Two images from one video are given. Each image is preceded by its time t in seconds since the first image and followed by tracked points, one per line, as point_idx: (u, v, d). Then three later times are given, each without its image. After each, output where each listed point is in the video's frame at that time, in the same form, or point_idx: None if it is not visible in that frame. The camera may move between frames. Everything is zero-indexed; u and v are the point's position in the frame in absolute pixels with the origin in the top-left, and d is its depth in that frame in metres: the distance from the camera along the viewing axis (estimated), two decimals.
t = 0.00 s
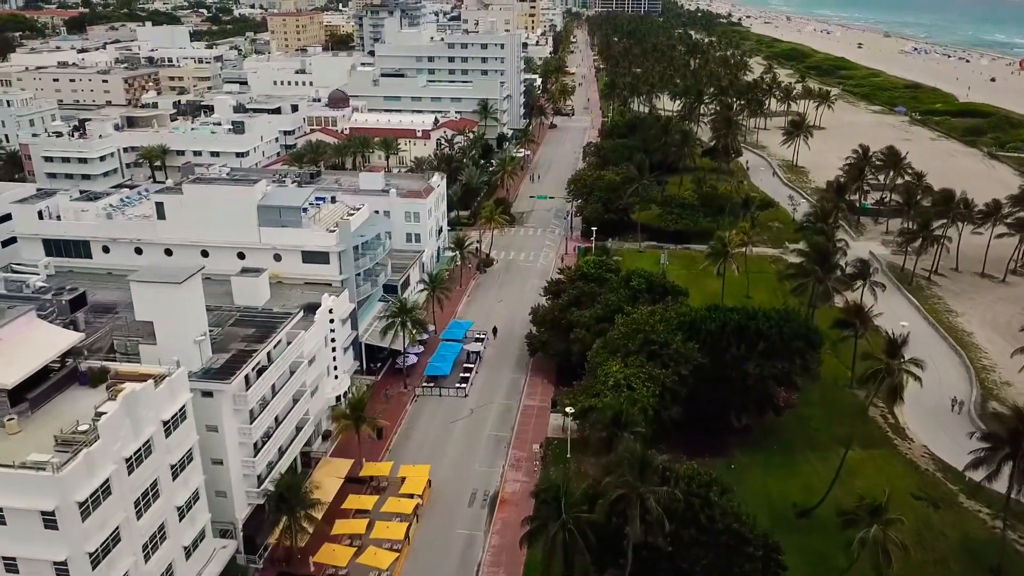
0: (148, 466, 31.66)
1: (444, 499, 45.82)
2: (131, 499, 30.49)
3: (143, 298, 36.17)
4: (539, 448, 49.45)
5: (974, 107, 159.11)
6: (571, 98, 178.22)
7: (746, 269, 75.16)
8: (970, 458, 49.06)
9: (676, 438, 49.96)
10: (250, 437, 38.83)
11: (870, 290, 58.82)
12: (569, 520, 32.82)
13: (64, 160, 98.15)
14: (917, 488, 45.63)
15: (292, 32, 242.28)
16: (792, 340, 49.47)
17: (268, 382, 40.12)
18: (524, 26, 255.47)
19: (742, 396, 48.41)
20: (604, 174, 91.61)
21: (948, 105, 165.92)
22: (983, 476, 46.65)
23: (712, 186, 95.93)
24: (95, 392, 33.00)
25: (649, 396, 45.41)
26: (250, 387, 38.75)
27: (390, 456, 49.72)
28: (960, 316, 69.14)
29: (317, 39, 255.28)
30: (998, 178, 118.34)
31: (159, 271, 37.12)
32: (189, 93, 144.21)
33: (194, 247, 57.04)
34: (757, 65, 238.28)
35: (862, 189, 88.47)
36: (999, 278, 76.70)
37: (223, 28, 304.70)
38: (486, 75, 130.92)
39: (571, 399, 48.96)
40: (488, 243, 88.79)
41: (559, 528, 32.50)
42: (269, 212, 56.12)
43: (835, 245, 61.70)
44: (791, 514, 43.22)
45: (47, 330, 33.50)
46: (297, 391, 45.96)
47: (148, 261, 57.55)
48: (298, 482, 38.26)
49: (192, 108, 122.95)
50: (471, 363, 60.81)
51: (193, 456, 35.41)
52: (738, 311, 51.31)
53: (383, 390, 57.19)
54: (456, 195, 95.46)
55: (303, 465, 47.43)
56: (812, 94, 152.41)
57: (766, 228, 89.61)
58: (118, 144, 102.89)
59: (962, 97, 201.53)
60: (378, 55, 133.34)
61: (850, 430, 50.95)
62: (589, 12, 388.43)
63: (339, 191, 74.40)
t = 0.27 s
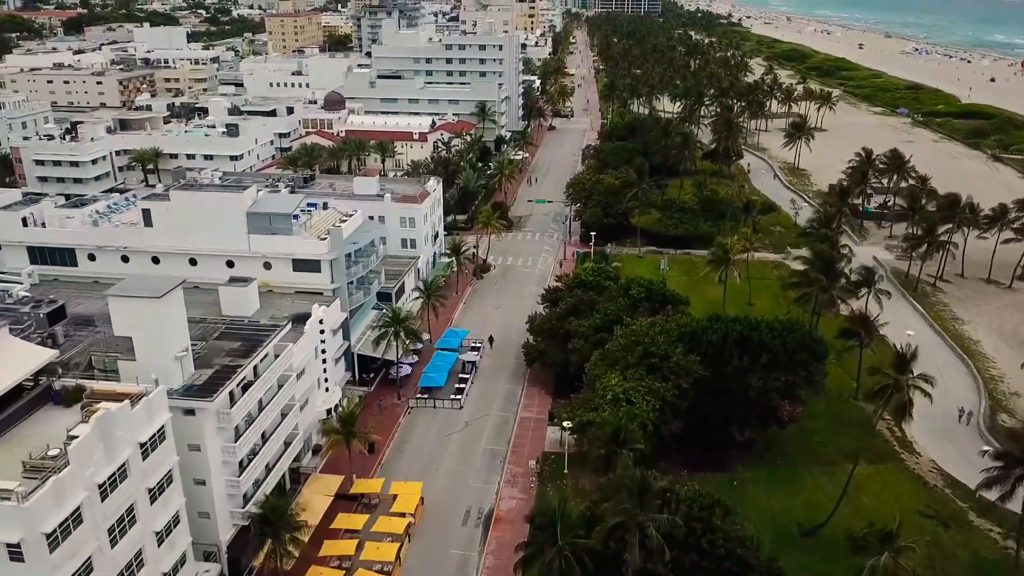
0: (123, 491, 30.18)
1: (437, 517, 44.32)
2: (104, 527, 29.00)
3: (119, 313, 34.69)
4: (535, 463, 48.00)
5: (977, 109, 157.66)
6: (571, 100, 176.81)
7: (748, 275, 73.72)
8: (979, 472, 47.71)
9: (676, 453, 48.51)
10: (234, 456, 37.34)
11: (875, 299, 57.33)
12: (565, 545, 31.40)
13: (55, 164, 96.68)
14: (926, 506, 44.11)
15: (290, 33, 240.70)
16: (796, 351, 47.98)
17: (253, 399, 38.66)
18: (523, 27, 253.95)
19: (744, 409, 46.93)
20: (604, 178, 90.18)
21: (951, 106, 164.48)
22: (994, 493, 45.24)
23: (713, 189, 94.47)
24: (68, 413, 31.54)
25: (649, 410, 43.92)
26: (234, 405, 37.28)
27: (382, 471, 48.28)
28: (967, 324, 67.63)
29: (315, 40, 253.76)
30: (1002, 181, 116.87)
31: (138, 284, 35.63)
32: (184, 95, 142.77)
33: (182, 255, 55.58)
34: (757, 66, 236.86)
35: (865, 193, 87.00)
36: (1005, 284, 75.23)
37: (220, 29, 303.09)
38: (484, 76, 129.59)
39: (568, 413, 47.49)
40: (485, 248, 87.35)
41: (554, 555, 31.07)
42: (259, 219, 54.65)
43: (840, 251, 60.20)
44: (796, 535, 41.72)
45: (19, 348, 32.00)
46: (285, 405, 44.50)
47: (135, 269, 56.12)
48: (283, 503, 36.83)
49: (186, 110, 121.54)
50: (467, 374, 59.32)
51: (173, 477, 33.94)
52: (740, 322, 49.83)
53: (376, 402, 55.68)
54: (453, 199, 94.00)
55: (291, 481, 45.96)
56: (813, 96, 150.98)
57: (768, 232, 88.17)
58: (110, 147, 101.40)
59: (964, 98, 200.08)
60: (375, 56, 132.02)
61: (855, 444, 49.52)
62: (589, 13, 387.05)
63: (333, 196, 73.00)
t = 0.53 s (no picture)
0: (96, 519, 28.69)
1: (429, 536, 42.88)
2: (76, 557, 27.48)
3: (95, 329, 33.15)
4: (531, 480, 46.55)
5: (980, 111, 156.27)
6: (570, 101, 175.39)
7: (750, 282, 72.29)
8: (988, 487, 46.38)
9: (677, 469, 47.04)
10: (217, 476, 35.92)
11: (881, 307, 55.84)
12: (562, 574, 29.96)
13: (47, 168, 95.20)
14: (935, 525, 42.61)
15: (287, 34, 239.08)
16: (802, 364, 46.42)
17: (238, 416, 37.21)
18: (523, 28, 252.57)
19: (747, 424, 45.48)
20: (603, 182, 88.75)
21: (953, 108, 163.06)
22: (1005, 511, 43.74)
23: (714, 193, 93.04)
24: (39, 436, 30.04)
25: (649, 426, 42.44)
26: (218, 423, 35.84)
27: (373, 488, 46.83)
28: (974, 333, 66.08)
29: (313, 41, 252.21)
30: (1007, 184, 115.42)
31: (115, 298, 34.11)
32: (179, 97, 141.27)
33: (169, 264, 54.06)
34: (758, 67, 235.46)
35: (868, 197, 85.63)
36: (1012, 291, 73.79)
37: (218, 30, 301.50)
38: (482, 78, 128.29)
39: (565, 427, 46.03)
40: (482, 252, 85.90)
41: None
42: (248, 226, 53.14)
43: (844, 259, 58.75)
44: (800, 556, 40.23)
45: None
46: (273, 421, 43.04)
47: (122, 278, 54.68)
48: (268, 526, 35.41)
49: (181, 112, 120.04)
50: (461, 384, 57.85)
51: (151, 501, 32.47)
52: (743, 333, 48.37)
53: (368, 415, 54.23)
54: (450, 203, 92.52)
55: (280, 499, 44.53)
56: (814, 98, 149.64)
57: (770, 237, 86.76)
58: (103, 150, 99.94)
59: (966, 100, 198.68)
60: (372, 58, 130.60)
61: (861, 458, 48.11)
62: (589, 13, 385.85)
63: (326, 201, 71.61)
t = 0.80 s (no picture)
0: (66, 549, 27.21)
1: (421, 556, 41.39)
2: None
3: (70, 347, 31.72)
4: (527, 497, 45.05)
5: (983, 112, 154.85)
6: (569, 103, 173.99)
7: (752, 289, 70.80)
8: (999, 505, 44.87)
9: (678, 485, 45.57)
10: (199, 498, 34.43)
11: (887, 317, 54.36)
12: None
13: (37, 171, 93.77)
14: (946, 545, 41.07)
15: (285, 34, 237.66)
16: (807, 377, 44.92)
17: (220, 435, 35.70)
18: (522, 29, 251.19)
19: (751, 439, 44.00)
20: (602, 186, 87.30)
21: (956, 109, 161.65)
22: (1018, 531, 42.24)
23: (715, 197, 91.51)
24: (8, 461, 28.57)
25: (649, 443, 40.95)
26: (199, 442, 34.36)
27: (364, 506, 45.33)
28: (982, 341, 64.58)
29: (311, 41, 250.74)
30: (1012, 187, 113.92)
31: (90, 314, 32.64)
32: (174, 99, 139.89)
33: (156, 272, 52.61)
34: (758, 68, 234.07)
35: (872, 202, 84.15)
36: (1019, 298, 72.30)
37: (216, 30, 300.15)
38: (481, 80, 126.87)
39: (562, 443, 44.54)
40: (479, 257, 84.42)
41: None
42: (236, 234, 51.68)
43: (849, 267, 57.26)
44: None
45: None
46: (259, 437, 41.55)
47: (108, 287, 53.23)
48: (251, 551, 33.89)
49: (175, 115, 118.61)
50: (457, 395, 56.36)
51: (127, 527, 30.98)
52: (746, 345, 46.88)
53: (360, 428, 52.78)
54: (447, 207, 91.04)
55: (267, 518, 43.06)
56: (816, 99, 148.24)
57: (772, 242, 85.31)
58: (95, 153, 98.51)
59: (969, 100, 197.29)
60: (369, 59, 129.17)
61: (867, 474, 46.65)
62: (588, 14, 384.75)
63: (319, 207, 70.11)
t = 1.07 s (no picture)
0: None
1: None
2: None
3: (42, 366, 30.22)
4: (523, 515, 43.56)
5: (986, 114, 153.41)
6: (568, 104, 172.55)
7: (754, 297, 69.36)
8: (1011, 524, 43.37)
9: (678, 503, 44.10)
10: (178, 523, 32.92)
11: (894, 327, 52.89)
12: None
13: (28, 174, 92.28)
14: (957, 567, 39.56)
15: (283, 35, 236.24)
16: (812, 392, 43.44)
17: (202, 456, 34.22)
18: (522, 29, 249.78)
19: (754, 456, 42.53)
20: (602, 190, 85.85)
21: (959, 111, 160.26)
22: None
23: (716, 201, 90.06)
24: None
25: (649, 461, 39.48)
26: (179, 464, 32.87)
27: (354, 525, 43.85)
28: (990, 350, 63.10)
29: (309, 42, 249.29)
30: (1016, 190, 112.48)
31: (65, 330, 31.09)
32: (169, 100, 138.48)
33: (141, 281, 51.10)
34: (759, 68, 232.71)
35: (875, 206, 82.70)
36: None
37: (214, 31, 298.67)
38: (479, 81, 125.48)
39: (559, 460, 43.02)
40: (476, 263, 82.98)
41: None
42: (223, 242, 50.24)
43: (855, 275, 55.76)
44: None
45: None
46: (245, 455, 40.07)
47: (92, 297, 51.75)
48: None
49: (169, 117, 117.16)
50: (451, 407, 54.89)
51: (102, 556, 29.51)
52: (749, 357, 45.40)
53: (351, 442, 51.29)
54: (443, 211, 89.58)
55: (253, 537, 41.59)
56: (818, 100, 146.81)
57: (774, 247, 83.80)
58: (86, 156, 97.06)
59: (971, 101, 195.89)
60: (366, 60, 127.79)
61: (875, 490, 45.17)
62: (588, 14, 383.47)
63: (313, 212, 68.61)
